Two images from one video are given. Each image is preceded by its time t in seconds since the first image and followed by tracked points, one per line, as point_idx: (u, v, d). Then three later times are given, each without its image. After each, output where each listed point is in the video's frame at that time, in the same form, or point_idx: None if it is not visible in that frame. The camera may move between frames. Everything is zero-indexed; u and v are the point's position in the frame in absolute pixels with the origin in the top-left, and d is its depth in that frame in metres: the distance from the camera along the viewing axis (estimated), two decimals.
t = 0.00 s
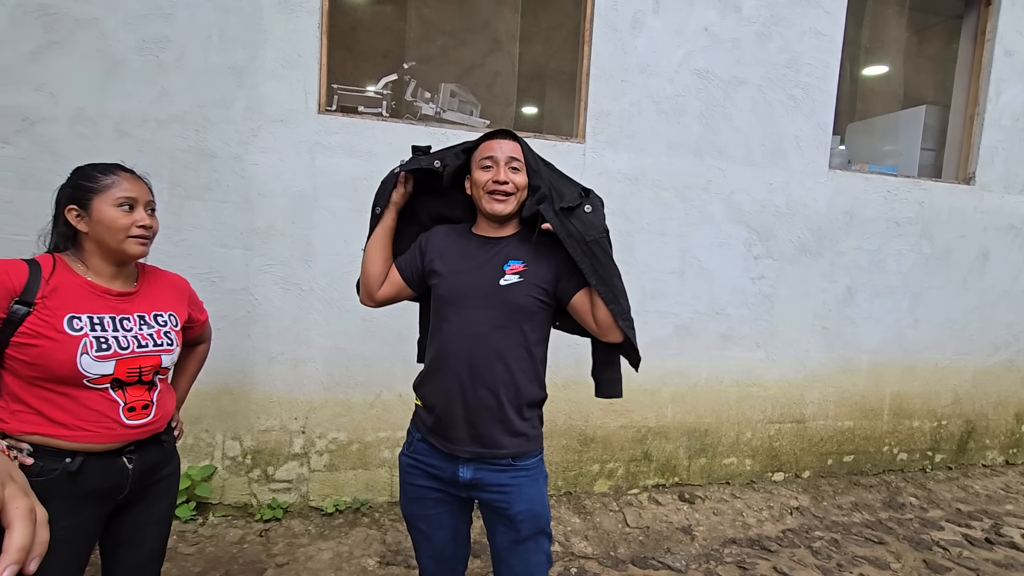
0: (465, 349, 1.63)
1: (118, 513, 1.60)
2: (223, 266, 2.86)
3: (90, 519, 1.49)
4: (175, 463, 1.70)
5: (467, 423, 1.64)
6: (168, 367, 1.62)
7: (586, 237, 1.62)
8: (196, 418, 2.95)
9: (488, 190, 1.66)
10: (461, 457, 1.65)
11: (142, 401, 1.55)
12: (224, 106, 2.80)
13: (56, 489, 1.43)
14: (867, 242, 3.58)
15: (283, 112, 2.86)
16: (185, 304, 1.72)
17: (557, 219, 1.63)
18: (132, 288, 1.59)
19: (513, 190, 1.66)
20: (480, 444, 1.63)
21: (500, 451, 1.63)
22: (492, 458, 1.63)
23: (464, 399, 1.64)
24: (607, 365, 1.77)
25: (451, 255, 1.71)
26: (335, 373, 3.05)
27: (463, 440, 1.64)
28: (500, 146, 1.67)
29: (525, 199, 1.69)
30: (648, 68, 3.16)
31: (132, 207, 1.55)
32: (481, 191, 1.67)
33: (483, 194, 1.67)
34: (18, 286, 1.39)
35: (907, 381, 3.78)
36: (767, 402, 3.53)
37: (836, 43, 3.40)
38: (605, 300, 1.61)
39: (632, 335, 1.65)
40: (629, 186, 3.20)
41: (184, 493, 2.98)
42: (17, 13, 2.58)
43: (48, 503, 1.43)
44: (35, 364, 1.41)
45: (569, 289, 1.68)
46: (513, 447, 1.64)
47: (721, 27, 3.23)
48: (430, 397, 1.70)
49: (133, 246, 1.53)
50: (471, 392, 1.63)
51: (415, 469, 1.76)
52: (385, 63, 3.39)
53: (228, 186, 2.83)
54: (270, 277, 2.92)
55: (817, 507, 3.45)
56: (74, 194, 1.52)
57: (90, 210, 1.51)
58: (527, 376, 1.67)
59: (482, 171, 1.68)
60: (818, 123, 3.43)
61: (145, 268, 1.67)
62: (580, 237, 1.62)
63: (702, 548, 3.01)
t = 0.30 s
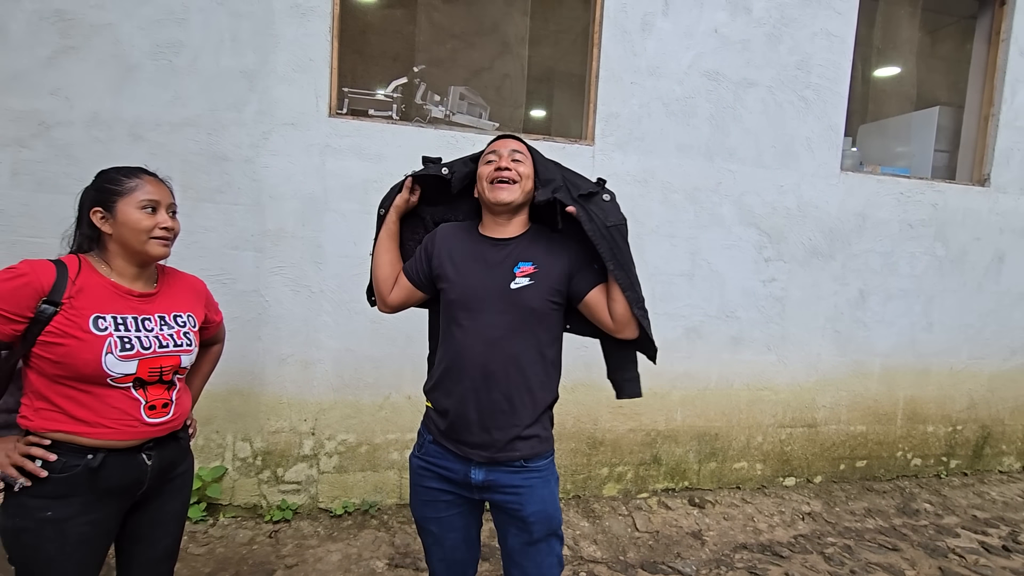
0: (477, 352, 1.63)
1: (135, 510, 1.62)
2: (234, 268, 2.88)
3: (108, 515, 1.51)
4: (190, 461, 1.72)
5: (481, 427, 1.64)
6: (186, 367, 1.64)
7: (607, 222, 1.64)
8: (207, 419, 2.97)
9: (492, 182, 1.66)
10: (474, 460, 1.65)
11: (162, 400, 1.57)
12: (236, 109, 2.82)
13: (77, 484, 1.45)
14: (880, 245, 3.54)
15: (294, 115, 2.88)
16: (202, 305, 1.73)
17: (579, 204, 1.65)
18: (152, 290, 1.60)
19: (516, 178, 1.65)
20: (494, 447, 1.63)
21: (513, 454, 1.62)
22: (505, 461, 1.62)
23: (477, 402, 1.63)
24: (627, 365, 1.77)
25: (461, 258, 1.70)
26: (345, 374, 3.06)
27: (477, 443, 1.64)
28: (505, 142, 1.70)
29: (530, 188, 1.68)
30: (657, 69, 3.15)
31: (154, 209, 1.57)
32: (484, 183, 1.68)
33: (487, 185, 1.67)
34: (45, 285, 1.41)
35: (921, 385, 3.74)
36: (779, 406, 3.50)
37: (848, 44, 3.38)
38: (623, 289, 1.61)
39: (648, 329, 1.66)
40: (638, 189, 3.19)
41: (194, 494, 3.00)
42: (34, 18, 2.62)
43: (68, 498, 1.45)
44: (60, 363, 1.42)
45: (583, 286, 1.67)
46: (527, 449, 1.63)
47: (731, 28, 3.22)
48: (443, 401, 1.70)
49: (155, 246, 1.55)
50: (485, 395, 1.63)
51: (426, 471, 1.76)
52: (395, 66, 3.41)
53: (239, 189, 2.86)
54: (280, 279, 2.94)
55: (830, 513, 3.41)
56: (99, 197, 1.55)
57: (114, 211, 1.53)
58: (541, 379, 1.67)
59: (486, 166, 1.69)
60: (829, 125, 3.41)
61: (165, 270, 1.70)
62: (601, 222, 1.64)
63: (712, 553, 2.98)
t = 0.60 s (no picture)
0: (481, 355, 1.63)
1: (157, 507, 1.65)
2: (247, 271, 2.92)
3: (132, 513, 1.54)
4: (209, 460, 1.75)
5: (486, 430, 1.63)
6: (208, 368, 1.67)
7: (621, 210, 1.55)
8: (220, 421, 3.00)
9: (489, 193, 1.67)
10: (480, 463, 1.65)
11: (185, 400, 1.60)
12: (250, 114, 2.86)
13: (104, 482, 1.48)
14: (895, 248, 3.49)
15: (307, 120, 2.91)
16: (222, 307, 1.76)
17: (592, 189, 1.56)
18: (176, 292, 1.63)
19: (512, 192, 1.64)
20: (500, 450, 1.63)
21: (519, 458, 1.62)
22: (511, 465, 1.62)
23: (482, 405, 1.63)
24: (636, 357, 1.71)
25: (466, 261, 1.72)
26: (356, 377, 3.08)
27: (483, 447, 1.64)
28: (505, 149, 1.67)
29: (527, 200, 1.66)
30: (668, 72, 3.14)
31: (179, 214, 1.60)
32: (483, 193, 1.69)
33: (485, 196, 1.69)
34: (75, 289, 1.43)
35: (938, 391, 3.67)
36: (792, 411, 3.46)
37: (862, 45, 3.34)
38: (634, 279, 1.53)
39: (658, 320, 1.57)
40: (649, 192, 3.18)
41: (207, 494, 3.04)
42: (55, 27, 2.68)
43: (95, 495, 1.48)
44: (88, 364, 1.45)
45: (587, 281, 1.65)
46: (533, 453, 1.63)
47: (742, 30, 3.20)
48: (449, 404, 1.70)
49: (180, 250, 1.57)
50: (489, 398, 1.62)
51: (433, 474, 1.76)
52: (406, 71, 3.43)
53: (253, 193, 2.89)
54: (292, 282, 2.96)
55: (844, 520, 3.35)
56: (126, 202, 1.58)
57: (141, 216, 1.56)
58: (546, 381, 1.66)
59: (486, 174, 1.70)
60: (843, 126, 3.37)
61: (187, 274, 1.72)
62: (615, 209, 1.55)
63: (724, 559, 2.95)
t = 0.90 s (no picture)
0: (481, 353, 1.66)
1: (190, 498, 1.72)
2: (263, 273, 2.97)
3: (166, 503, 1.61)
4: (240, 456, 1.81)
5: (485, 427, 1.66)
6: (237, 366, 1.72)
7: (667, 167, 1.56)
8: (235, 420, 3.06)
9: (495, 193, 1.70)
10: (481, 463, 1.67)
11: (214, 397, 1.65)
12: (267, 119, 2.92)
13: (142, 473, 1.55)
14: (910, 249, 3.46)
15: (321, 124, 2.96)
16: (252, 307, 1.81)
17: (639, 144, 1.57)
18: (208, 293, 1.69)
19: (517, 195, 1.67)
20: (499, 449, 1.65)
21: (517, 457, 1.63)
22: (511, 465, 1.64)
23: (482, 403, 1.66)
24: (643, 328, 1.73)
25: (471, 261, 1.76)
26: (369, 377, 3.12)
27: (483, 446, 1.66)
28: (516, 151, 1.70)
29: (532, 205, 1.68)
30: (679, 74, 3.14)
31: (209, 218, 1.65)
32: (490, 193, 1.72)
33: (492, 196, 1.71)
34: (112, 290, 1.49)
35: (954, 395, 3.62)
36: (804, 414, 3.43)
37: (876, 46, 3.32)
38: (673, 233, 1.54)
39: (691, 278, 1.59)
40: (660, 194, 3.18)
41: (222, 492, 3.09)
42: (79, 35, 2.76)
43: (133, 486, 1.54)
44: (125, 361, 1.51)
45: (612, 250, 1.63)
46: (532, 453, 1.64)
47: (753, 32, 3.19)
48: (453, 401, 1.74)
49: (211, 252, 1.63)
50: (489, 396, 1.65)
51: (439, 471, 1.79)
52: (419, 75, 3.47)
53: (269, 197, 2.95)
54: (307, 284, 3.01)
55: (858, 525, 3.32)
56: (161, 207, 1.65)
57: (174, 220, 1.62)
58: (546, 381, 1.66)
59: (495, 174, 1.73)
60: (856, 128, 3.35)
61: (218, 275, 1.78)
62: (661, 165, 1.56)
63: (735, 563, 2.93)
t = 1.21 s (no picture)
0: (487, 351, 1.67)
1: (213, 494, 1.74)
2: (276, 275, 3.00)
3: (193, 496, 1.65)
4: (263, 454, 1.83)
5: (489, 426, 1.66)
6: (261, 367, 1.74)
7: (692, 136, 1.55)
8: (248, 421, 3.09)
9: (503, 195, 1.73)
10: (486, 463, 1.67)
11: (234, 398, 1.67)
12: (279, 122, 2.95)
13: (170, 465, 1.60)
14: (925, 251, 3.41)
15: (333, 127, 2.98)
16: (281, 308, 1.83)
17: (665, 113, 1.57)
18: (235, 295, 1.72)
19: (523, 190, 1.69)
20: (502, 448, 1.65)
21: (519, 457, 1.63)
22: (515, 466, 1.64)
23: (486, 400, 1.67)
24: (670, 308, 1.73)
25: (481, 260, 1.78)
26: (379, 379, 3.13)
27: (487, 444, 1.67)
28: (519, 153, 1.75)
29: (539, 197, 1.70)
30: (690, 75, 3.13)
31: (231, 223, 1.68)
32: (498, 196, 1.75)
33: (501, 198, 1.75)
34: (140, 292, 1.54)
35: (971, 400, 3.57)
36: (817, 418, 3.40)
37: (890, 46, 3.29)
38: (695, 204, 1.54)
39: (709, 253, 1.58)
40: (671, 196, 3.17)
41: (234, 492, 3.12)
42: (97, 41, 2.81)
43: (161, 477, 1.60)
44: (151, 360, 1.56)
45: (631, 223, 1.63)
46: (533, 453, 1.63)
47: (765, 33, 3.17)
48: (459, 399, 1.75)
49: (233, 257, 1.65)
50: (494, 393, 1.66)
51: (445, 472, 1.80)
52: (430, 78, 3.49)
53: (281, 199, 2.98)
54: (318, 286, 3.04)
55: (872, 530, 3.28)
56: (189, 214, 1.69)
57: (199, 226, 1.66)
58: (549, 382, 1.65)
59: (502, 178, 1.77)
60: (870, 128, 3.31)
61: (248, 276, 1.81)
62: (686, 133, 1.55)
63: (747, 567, 2.91)
